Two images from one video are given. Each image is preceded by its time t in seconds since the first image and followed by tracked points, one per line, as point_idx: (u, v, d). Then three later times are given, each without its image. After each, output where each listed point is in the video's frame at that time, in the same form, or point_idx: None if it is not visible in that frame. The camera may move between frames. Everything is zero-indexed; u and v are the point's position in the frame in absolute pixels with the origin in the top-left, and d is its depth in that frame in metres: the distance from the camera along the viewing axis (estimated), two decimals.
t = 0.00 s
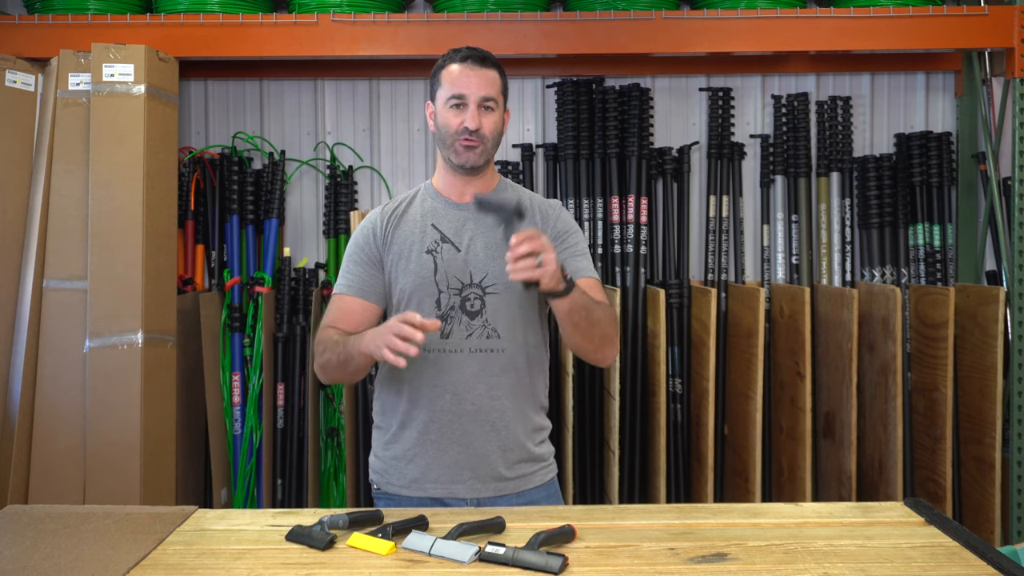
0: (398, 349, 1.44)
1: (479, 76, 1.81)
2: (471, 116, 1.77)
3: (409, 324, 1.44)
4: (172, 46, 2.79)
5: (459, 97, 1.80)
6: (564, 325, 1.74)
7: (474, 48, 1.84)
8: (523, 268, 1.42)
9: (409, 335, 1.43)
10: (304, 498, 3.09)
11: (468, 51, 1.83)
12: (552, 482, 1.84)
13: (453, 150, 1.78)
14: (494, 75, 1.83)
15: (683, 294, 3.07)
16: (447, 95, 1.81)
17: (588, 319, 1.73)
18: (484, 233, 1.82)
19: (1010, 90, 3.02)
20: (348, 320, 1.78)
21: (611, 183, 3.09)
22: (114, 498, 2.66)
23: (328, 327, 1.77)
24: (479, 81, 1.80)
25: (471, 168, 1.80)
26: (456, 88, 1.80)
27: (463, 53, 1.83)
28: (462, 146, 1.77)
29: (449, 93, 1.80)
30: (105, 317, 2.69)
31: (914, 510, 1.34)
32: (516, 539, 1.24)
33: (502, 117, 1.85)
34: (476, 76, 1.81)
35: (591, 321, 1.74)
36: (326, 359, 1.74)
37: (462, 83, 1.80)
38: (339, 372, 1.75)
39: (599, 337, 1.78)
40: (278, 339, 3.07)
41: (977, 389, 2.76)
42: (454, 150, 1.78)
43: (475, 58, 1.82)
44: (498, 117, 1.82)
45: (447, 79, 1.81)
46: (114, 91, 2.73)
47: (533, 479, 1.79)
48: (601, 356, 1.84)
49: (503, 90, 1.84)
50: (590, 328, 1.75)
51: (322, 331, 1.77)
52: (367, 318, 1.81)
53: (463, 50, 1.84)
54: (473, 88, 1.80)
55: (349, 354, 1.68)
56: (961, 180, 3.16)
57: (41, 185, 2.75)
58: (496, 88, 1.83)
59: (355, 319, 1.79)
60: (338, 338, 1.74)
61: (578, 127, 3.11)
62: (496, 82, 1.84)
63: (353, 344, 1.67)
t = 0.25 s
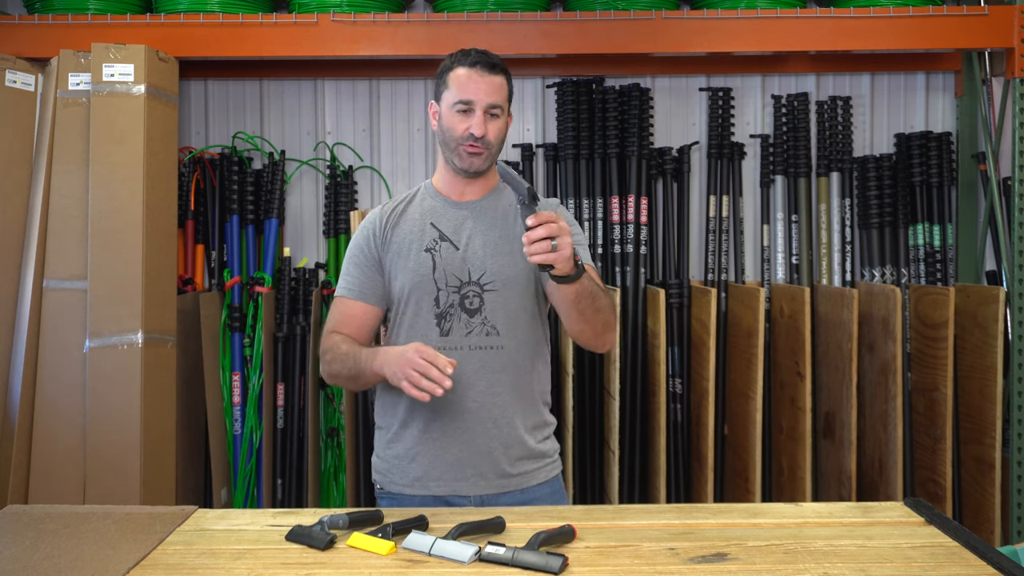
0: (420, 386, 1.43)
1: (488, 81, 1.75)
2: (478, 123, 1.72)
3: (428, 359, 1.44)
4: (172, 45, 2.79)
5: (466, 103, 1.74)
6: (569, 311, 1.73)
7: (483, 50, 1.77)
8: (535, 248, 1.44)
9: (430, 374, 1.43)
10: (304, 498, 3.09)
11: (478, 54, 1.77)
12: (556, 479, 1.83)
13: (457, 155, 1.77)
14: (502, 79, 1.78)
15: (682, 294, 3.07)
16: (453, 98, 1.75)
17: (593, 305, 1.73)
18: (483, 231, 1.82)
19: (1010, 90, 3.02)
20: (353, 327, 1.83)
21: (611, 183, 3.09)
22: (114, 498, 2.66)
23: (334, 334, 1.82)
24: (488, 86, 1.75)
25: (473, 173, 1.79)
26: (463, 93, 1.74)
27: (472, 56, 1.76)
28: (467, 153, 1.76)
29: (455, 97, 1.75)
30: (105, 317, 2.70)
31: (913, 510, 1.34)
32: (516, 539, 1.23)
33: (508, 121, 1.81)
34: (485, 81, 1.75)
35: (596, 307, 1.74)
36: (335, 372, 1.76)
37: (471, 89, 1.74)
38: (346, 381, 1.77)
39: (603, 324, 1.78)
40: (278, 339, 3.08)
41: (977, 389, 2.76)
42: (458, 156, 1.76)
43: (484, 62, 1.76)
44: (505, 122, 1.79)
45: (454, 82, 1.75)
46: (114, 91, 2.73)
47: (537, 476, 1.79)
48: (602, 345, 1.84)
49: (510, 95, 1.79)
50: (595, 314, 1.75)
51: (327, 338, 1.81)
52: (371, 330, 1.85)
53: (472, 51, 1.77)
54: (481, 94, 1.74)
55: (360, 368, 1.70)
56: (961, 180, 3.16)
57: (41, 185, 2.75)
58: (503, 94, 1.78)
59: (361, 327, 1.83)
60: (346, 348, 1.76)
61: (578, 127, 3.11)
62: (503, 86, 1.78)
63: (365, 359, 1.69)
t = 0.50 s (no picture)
0: (438, 402, 1.44)
1: (488, 82, 1.76)
2: (480, 126, 1.73)
3: (445, 377, 1.44)
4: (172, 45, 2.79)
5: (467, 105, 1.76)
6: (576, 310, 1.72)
7: (481, 50, 1.78)
8: (531, 250, 1.43)
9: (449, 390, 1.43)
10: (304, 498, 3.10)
11: (476, 55, 1.77)
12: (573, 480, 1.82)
13: (461, 159, 1.77)
14: (503, 78, 1.78)
15: (682, 294, 3.07)
16: (455, 101, 1.77)
17: (601, 304, 1.71)
18: (492, 230, 1.82)
19: (1010, 90, 3.02)
20: (363, 330, 1.85)
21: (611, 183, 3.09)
22: (114, 498, 2.66)
23: (346, 338, 1.84)
24: (488, 87, 1.75)
25: (479, 175, 1.80)
26: (463, 95, 1.75)
27: (470, 58, 1.77)
28: (471, 156, 1.76)
29: (456, 100, 1.76)
30: (105, 317, 2.70)
31: (913, 510, 1.34)
32: (516, 539, 1.23)
33: (511, 120, 1.81)
34: (485, 81, 1.76)
35: (604, 306, 1.72)
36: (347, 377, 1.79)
37: (471, 91, 1.75)
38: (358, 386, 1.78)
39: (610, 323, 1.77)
40: (278, 339, 3.08)
41: (977, 389, 2.76)
42: (462, 159, 1.77)
43: (482, 63, 1.77)
44: (507, 123, 1.79)
45: (454, 85, 1.77)
46: (114, 91, 2.73)
47: (554, 475, 1.78)
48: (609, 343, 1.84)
49: (512, 93, 1.80)
50: (603, 313, 1.74)
51: (339, 342, 1.84)
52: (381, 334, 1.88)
53: (471, 52, 1.77)
54: (482, 96, 1.75)
55: (373, 376, 1.72)
56: (961, 180, 3.16)
57: (41, 185, 2.75)
58: (504, 93, 1.78)
59: (371, 329, 1.86)
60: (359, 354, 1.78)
61: (578, 127, 3.11)
62: (504, 85, 1.79)
63: (378, 367, 1.71)
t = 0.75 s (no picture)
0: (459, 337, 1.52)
1: (495, 82, 1.80)
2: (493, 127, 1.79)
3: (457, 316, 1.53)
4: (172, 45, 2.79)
5: (478, 108, 1.81)
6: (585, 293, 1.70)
7: (483, 52, 1.83)
8: (530, 218, 1.46)
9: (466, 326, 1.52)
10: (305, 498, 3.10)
11: (479, 57, 1.82)
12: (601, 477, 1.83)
13: (481, 163, 1.82)
14: (509, 75, 1.82)
15: (682, 294, 3.07)
16: (466, 107, 1.82)
17: (610, 290, 1.69)
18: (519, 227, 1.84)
19: (1010, 90, 3.02)
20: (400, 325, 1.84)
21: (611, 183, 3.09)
22: (114, 498, 2.66)
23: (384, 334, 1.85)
24: (495, 87, 1.80)
25: (502, 175, 1.84)
26: (474, 99, 1.81)
27: (474, 61, 1.82)
28: (491, 158, 1.81)
29: (467, 105, 1.82)
30: (105, 317, 2.70)
31: (914, 510, 1.34)
32: (516, 539, 1.23)
33: (524, 115, 1.85)
34: (492, 81, 1.80)
35: (614, 292, 1.70)
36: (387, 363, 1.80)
37: (479, 95, 1.81)
38: (399, 375, 1.79)
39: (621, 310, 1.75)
40: (278, 339, 3.08)
41: (977, 389, 2.76)
42: (482, 162, 1.82)
43: (486, 64, 1.81)
44: (520, 119, 1.83)
45: (463, 90, 1.82)
46: (114, 91, 2.73)
47: (581, 472, 1.80)
48: (622, 330, 1.82)
49: (520, 88, 1.83)
50: (613, 299, 1.71)
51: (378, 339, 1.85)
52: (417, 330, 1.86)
53: (475, 55, 1.82)
54: (490, 97, 1.80)
55: (410, 356, 1.73)
56: (961, 180, 3.16)
57: (41, 185, 2.75)
58: (513, 90, 1.82)
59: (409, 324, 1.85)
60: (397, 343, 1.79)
61: (578, 127, 3.11)
62: (512, 82, 1.83)
63: (413, 347, 1.72)
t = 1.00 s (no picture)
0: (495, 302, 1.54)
1: (516, 77, 1.82)
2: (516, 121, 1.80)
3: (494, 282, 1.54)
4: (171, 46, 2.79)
5: (501, 103, 1.83)
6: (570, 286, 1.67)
7: (505, 48, 1.85)
8: (530, 194, 1.44)
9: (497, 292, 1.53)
10: (305, 498, 3.10)
11: (501, 54, 1.85)
12: (623, 478, 1.82)
13: (505, 157, 1.83)
14: (531, 70, 1.84)
15: (682, 294, 3.07)
16: (489, 102, 1.85)
17: (596, 286, 1.65)
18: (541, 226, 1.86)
19: (1010, 90, 3.02)
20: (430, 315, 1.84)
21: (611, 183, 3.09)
22: (114, 498, 2.66)
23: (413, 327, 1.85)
24: (517, 81, 1.82)
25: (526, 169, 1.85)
26: (496, 94, 1.83)
27: (496, 57, 1.85)
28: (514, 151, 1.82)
29: (489, 101, 1.84)
30: (105, 317, 2.70)
31: (913, 510, 1.34)
32: (516, 539, 1.23)
33: (548, 110, 1.87)
34: (513, 76, 1.82)
35: (600, 289, 1.66)
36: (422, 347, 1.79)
37: (502, 89, 1.82)
38: (435, 363, 1.79)
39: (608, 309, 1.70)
40: (278, 339, 3.08)
41: (977, 389, 2.76)
42: (506, 157, 1.83)
43: (507, 60, 1.84)
44: (544, 112, 1.85)
45: (486, 86, 1.84)
46: (114, 91, 2.73)
47: (603, 472, 1.79)
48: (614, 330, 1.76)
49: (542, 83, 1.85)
50: (600, 297, 1.67)
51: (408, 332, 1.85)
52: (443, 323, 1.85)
53: (496, 52, 1.85)
54: (512, 91, 1.82)
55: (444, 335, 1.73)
56: (961, 179, 3.16)
57: (41, 185, 2.75)
58: (535, 84, 1.84)
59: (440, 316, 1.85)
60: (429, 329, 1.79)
61: (577, 128, 3.11)
62: (534, 76, 1.85)
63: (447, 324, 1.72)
